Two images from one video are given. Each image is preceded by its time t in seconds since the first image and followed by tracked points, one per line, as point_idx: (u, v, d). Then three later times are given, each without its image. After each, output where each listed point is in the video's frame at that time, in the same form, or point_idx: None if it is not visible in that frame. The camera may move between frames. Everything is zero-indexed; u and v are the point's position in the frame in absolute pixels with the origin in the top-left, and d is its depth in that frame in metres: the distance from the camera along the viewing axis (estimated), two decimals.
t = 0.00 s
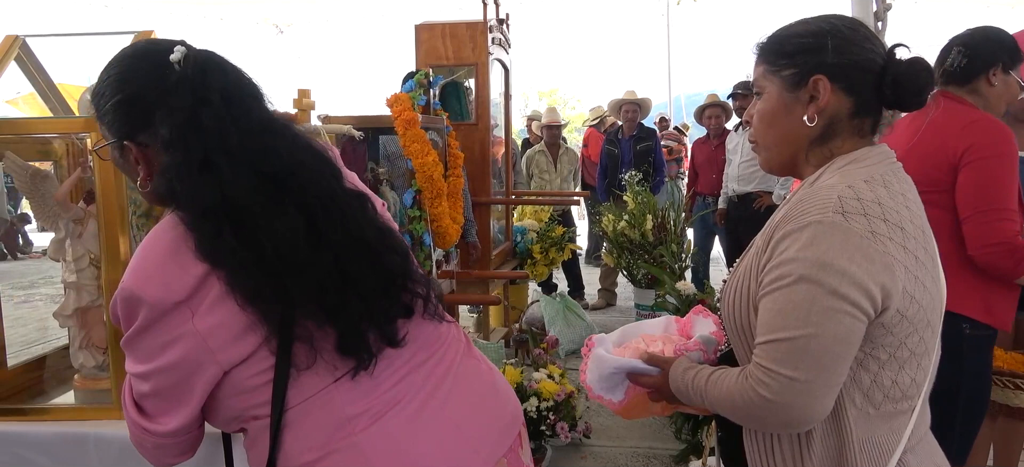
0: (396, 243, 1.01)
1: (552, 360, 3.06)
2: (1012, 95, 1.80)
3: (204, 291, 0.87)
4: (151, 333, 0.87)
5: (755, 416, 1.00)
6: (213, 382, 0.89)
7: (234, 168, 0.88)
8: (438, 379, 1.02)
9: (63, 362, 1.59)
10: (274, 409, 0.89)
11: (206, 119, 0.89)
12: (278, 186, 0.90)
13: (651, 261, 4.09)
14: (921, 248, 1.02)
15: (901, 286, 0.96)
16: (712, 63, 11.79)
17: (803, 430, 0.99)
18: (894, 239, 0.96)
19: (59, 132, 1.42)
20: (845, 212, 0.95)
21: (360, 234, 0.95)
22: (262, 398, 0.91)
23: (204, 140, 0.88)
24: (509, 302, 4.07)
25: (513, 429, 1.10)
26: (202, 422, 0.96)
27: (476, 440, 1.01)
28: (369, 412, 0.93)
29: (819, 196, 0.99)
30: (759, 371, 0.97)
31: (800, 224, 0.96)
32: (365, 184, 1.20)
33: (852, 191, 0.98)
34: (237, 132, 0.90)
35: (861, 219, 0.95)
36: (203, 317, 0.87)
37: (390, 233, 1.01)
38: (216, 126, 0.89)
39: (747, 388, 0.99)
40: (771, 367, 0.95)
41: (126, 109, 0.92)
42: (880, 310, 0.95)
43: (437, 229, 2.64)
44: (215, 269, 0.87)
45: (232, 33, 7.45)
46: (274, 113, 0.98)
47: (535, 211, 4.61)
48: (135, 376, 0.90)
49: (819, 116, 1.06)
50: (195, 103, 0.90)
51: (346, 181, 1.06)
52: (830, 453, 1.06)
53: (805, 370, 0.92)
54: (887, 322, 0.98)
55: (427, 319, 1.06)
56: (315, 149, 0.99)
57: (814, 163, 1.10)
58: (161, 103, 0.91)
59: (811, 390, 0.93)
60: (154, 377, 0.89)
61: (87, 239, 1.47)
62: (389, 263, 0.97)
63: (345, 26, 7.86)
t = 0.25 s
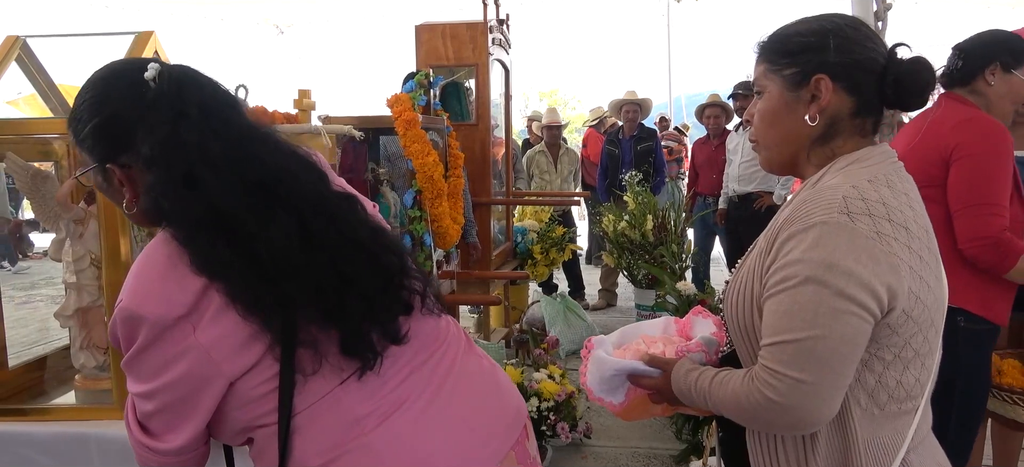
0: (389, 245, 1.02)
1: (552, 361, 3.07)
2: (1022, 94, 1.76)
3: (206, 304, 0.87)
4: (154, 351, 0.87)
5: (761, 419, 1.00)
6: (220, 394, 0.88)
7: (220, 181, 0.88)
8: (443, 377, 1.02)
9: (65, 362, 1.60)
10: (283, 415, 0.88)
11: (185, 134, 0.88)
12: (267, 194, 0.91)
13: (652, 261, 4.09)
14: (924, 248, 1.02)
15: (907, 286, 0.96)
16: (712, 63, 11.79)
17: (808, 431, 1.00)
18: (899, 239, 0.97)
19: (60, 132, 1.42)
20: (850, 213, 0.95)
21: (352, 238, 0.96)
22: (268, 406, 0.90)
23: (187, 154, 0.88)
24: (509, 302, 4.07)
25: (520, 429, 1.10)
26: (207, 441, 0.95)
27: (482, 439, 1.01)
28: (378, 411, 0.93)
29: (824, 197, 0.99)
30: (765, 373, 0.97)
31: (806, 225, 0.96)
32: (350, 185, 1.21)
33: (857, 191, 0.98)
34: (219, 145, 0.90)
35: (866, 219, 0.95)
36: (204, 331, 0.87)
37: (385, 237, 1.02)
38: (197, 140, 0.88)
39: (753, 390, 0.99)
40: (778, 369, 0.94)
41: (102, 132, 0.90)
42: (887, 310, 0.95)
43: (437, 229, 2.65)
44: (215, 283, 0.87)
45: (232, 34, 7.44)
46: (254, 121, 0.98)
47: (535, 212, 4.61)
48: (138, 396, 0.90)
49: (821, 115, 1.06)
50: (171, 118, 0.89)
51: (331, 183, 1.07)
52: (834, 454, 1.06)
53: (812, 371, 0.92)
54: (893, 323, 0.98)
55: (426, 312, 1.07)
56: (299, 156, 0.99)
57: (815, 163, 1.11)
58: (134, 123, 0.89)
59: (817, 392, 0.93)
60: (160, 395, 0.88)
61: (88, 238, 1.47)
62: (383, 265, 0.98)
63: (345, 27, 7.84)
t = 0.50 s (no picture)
0: (382, 248, 1.01)
1: (554, 361, 3.08)
2: None
3: (205, 314, 0.86)
4: (156, 363, 0.86)
5: (768, 420, 0.99)
6: (223, 403, 0.88)
7: (204, 191, 0.88)
8: (446, 377, 1.02)
9: (66, 363, 1.61)
10: (285, 421, 0.89)
11: (166, 145, 0.88)
12: (251, 201, 0.90)
13: (652, 262, 4.09)
14: (929, 248, 1.02)
15: (913, 286, 0.96)
16: (713, 63, 11.78)
17: (815, 432, 0.99)
18: (904, 239, 0.97)
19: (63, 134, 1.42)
20: (856, 214, 0.95)
21: (342, 241, 0.95)
22: (271, 413, 0.90)
23: (171, 166, 0.88)
24: (510, 303, 4.07)
25: (524, 432, 1.10)
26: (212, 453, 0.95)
27: (486, 439, 1.01)
28: (381, 413, 0.93)
29: (829, 198, 0.99)
30: (772, 375, 0.97)
31: (812, 226, 0.96)
32: (342, 190, 1.20)
33: (862, 192, 0.98)
34: (201, 155, 0.90)
35: (872, 220, 0.95)
36: (205, 342, 0.86)
37: (379, 241, 1.02)
38: (180, 151, 0.89)
39: (759, 392, 0.99)
40: (785, 371, 0.94)
41: (86, 151, 0.90)
42: (893, 311, 0.95)
43: (438, 230, 2.65)
44: (211, 294, 0.86)
45: (233, 35, 7.44)
46: (236, 130, 0.98)
47: (536, 212, 4.60)
48: (141, 408, 0.89)
49: (823, 115, 1.06)
50: (152, 130, 0.89)
51: (319, 187, 1.06)
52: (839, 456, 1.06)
53: (820, 372, 0.92)
54: (900, 323, 0.98)
55: (422, 311, 1.06)
56: (284, 162, 0.99)
57: (818, 163, 1.10)
58: (115, 139, 0.89)
59: (825, 393, 0.93)
60: (163, 407, 0.88)
61: (90, 240, 1.47)
62: (374, 266, 0.97)
63: (346, 28, 7.83)
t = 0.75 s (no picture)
0: (381, 248, 1.01)
1: (554, 361, 3.08)
2: None
3: (205, 315, 0.86)
4: (157, 363, 0.86)
5: (772, 421, 0.99)
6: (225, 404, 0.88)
7: (201, 193, 0.88)
8: (447, 374, 1.03)
9: (67, 364, 1.61)
10: (286, 420, 0.89)
11: (166, 145, 0.89)
12: (247, 204, 0.91)
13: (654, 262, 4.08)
14: (932, 248, 1.02)
15: (916, 286, 0.96)
16: (714, 63, 11.78)
17: (818, 433, 0.99)
18: (908, 239, 0.97)
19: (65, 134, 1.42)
20: (860, 214, 0.95)
21: (338, 242, 0.95)
22: (273, 413, 0.90)
23: (170, 166, 0.89)
24: (510, 303, 4.08)
25: (526, 434, 1.10)
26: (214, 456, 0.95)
27: (487, 438, 1.01)
28: (383, 411, 0.93)
29: (832, 198, 0.99)
30: (775, 375, 0.97)
31: (815, 226, 0.96)
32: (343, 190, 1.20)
33: (866, 192, 0.98)
34: (199, 156, 0.90)
35: (876, 220, 0.95)
36: (206, 342, 0.86)
37: (379, 243, 1.02)
38: (179, 152, 0.89)
39: (763, 392, 0.99)
40: (789, 372, 0.94)
41: (87, 154, 0.91)
42: (897, 311, 0.95)
43: (438, 231, 2.66)
44: (212, 294, 0.86)
45: (234, 35, 7.44)
46: (234, 132, 0.99)
47: (536, 212, 4.60)
48: (143, 410, 0.89)
49: (824, 115, 1.06)
50: (152, 131, 0.90)
51: (317, 189, 1.06)
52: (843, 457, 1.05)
53: (824, 373, 0.92)
54: (903, 323, 0.98)
55: (420, 311, 1.05)
56: (281, 164, 0.99)
57: (821, 163, 1.10)
58: (116, 140, 0.90)
59: (829, 394, 0.93)
60: (163, 407, 0.88)
61: (92, 241, 1.47)
62: (371, 266, 0.97)
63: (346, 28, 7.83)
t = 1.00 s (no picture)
0: (382, 247, 1.00)
1: (555, 361, 3.08)
2: None
3: (201, 305, 0.87)
4: (154, 350, 0.88)
5: (772, 420, 1.00)
6: (220, 392, 0.89)
7: (204, 185, 0.88)
8: (444, 375, 1.03)
9: (68, 364, 1.62)
10: (280, 415, 0.90)
11: (173, 132, 0.89)
12: (249, 198, 0.89)
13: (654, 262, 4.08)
14: (932, 248, 1.02)
15: (917, 286, 0.96)
16: (715, 63, 11.78)
17: (819, 432, 0.99)
18: (909, 239, 0.97)
19: (65, 134, 1.42)
20: (860, 213, 0.95)
21: (339, 240, 0.94)
22: (266, 406, 0.92)
23: (177, 155, 0.88)
24: (511, 304, 4.08)
25: (523, 433, 1.10)
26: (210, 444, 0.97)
27: (484, 439, 1.02)
28: (378, 410, 0.94)
29: (832, 198, 0.99)
30: (776, 374, 0.97)
31: (816, 225, 0.96)
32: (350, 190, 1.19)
33: (866, 191, 0.98)
34: (205, 148, 0.89)
35: (876, 220, 0.95)
36: (203, 330, 0.87)
37: (380, 240, 1.01)
38: (186, 141, 0.89)
39: (764, 391, 0.99)
40: (790, 371, 0.94)
41: (100, 133, 0.92)
42: (897, 310, 0.95)
43: (439, 231, 2.67)
44: (209, 284, 0.87)
45: (235, 35, 7.45)
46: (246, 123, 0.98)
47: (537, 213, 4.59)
48: (139, 395, 0.91)
49: (825, 114, 1.06)
50: (163, 118, 0.89)
51: (323, 186, 1.05)
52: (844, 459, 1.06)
53: (823, 372, 0.92)
54: (903, 323, 0.98)
55: (416, 315, 1.05)
56: (287, 158, 0.97)
57: (822, 163, 1.10)
58: (127, 123, 0.90)
59: (830, 393, 0.93)
60: (159, 394, 0.89)
61: (93, 240, 1.47)
62: (370, 265, 0.96)
63: (347, 28, 7.83)
